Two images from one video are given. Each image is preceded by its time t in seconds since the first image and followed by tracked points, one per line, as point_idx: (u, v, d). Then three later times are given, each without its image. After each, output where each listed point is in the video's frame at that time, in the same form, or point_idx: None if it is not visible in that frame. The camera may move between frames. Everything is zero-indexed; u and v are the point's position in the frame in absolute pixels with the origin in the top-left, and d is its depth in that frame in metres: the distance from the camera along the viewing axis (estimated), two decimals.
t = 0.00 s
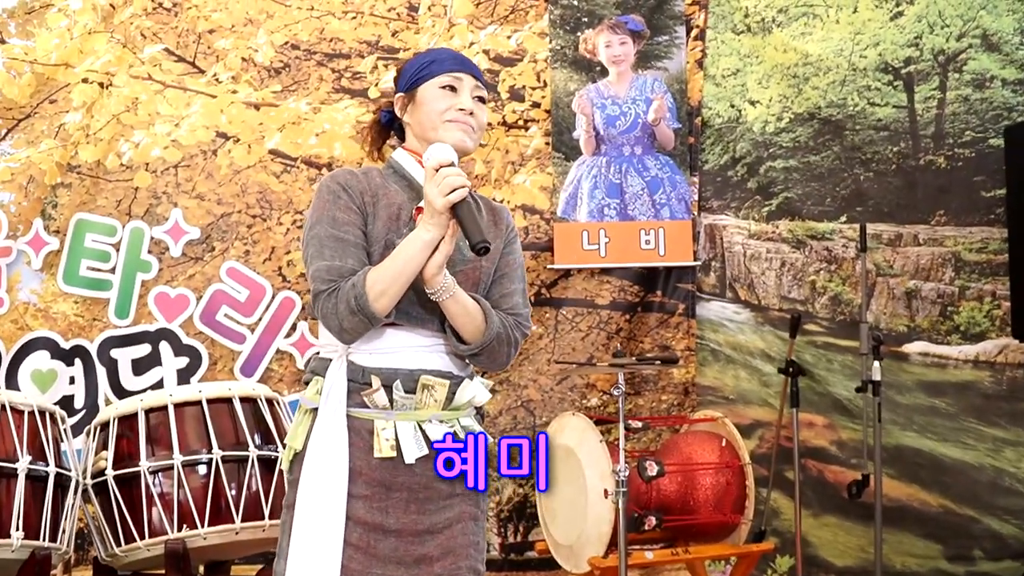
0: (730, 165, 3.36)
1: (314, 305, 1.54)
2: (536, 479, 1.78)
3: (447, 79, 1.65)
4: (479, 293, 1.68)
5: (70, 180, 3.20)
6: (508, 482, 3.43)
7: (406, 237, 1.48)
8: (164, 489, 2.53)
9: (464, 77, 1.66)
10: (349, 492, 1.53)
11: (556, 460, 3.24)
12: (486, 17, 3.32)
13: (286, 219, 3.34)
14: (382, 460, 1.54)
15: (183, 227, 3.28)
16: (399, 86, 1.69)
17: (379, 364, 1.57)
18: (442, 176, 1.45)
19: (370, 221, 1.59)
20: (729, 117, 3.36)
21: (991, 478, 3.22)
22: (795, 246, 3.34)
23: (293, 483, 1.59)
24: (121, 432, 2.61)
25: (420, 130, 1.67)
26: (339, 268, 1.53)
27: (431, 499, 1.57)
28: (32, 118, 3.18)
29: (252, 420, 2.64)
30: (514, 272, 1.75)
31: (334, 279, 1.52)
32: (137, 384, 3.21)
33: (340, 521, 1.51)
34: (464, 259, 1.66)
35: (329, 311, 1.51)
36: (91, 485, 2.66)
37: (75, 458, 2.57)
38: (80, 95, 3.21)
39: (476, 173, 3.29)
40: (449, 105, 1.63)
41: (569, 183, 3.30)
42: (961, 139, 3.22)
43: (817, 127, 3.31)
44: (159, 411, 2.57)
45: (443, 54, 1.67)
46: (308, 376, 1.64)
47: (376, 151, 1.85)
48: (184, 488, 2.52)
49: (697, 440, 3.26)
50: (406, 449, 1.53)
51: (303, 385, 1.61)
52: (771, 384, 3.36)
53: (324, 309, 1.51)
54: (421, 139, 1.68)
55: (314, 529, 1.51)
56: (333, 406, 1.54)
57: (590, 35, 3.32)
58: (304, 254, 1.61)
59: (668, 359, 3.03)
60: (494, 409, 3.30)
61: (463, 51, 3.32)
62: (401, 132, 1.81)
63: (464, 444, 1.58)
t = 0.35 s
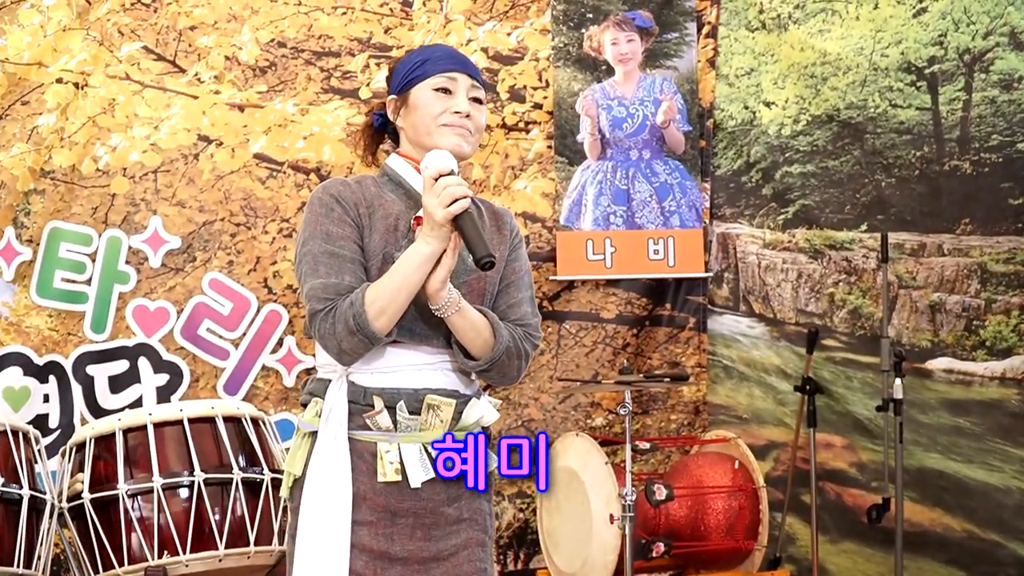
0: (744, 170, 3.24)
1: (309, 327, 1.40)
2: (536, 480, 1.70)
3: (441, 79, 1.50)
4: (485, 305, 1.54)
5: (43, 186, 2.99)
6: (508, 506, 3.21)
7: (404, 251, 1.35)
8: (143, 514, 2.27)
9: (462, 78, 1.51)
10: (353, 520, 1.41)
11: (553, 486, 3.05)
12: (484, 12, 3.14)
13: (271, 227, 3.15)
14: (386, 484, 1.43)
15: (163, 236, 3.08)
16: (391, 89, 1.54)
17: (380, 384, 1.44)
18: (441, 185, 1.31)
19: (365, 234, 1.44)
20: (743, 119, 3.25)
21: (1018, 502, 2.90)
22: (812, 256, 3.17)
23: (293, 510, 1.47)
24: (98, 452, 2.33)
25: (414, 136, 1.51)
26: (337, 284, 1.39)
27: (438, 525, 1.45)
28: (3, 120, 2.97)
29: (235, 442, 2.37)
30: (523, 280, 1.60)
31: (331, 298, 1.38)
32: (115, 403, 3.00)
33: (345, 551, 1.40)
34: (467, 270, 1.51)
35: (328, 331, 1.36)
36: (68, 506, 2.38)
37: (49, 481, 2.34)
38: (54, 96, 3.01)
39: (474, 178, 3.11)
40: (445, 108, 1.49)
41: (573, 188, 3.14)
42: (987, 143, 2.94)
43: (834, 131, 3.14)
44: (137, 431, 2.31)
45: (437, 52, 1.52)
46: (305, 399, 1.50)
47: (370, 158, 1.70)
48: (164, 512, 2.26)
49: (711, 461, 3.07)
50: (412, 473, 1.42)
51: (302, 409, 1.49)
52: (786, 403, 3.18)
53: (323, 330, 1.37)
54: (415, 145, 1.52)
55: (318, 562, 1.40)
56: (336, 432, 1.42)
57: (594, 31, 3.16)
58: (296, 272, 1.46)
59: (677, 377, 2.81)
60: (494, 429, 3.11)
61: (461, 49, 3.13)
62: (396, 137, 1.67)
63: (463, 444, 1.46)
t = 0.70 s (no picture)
0: (742, 177, 3.26)
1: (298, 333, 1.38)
2: (536, 481, 1.68)
3: (409, 82, 1.49)
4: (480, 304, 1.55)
5: (39, 192, 2.98)
6: (505, 512, 3.21)
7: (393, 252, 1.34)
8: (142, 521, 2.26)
9: (433, 82, 1.50)
10: (356, 526, 1.41)
11: (552, 490, 3.04)
12: (482, 18, 3.14)
13: (268, 233, 3.15)
14: (389, 489, 1.42)
15: (160, 241, 3.07)
16: (361, 94, 1.53)
17: (379, 389, 1.43)
18: (433, 187, 1.31)
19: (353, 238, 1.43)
20: (741, 126, 3.26)
21: (1014, 508, 2.90)
22: (809, 262, 3.18)
23: (292, 518, 1.45)
24: (94, 459, 2.32)
25: (391, 143, 1.50)
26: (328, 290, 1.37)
27: (439, 529, 1.45)
28: None
29: (233, 449, 2.36)
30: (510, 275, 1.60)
31: (321, 303, 1.36)
32: (112, 410, 2.99)
33: (349, 558, 1.39)
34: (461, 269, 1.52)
35: (319, 337, 1.35)
36: (64, 514, 2.37)
37: (46, 487, 2.34)
38: (50, 101, 2.99)
39: (471, 185, 3.12)
40: (417, 112, 1.48)
41: (570, 194, 3.14)
42: (983, 150, 2.94)
43: (831, 139, 3.15)
44: (133, 438, 2.31)
45: (406, 53, 1.50)
46: (302, 405, 1.48)
47: (347, 162, 1.67)
48: (162, 519, 2.26)
49: (707, 467, 3.07)
50: (413, 477, 1.41)
51: (298, 415, 1.48)
52: (784, 409, 3.19)
53: (314, 335, 1.35)
54: (392, 150, 1.51)
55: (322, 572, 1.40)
56: (335, 436, 1.41)
57: (592, 38, 3.16)
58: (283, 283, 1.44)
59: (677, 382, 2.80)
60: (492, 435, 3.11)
61: (458, 55, 3.13)
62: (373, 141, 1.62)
63: (463, 443, 1.45)
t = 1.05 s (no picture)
0: (736, 178, 3.24)
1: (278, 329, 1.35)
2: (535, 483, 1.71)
3: (373, 86, 1.48)
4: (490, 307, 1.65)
5: (34, 194, 2.98)
6: (499, 513, 3.21)
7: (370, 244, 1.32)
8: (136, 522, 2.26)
9: (401, 81, 1.49)
10: (339, 528, 1.41)
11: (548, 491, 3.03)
12: (477, 20, 3.14)
13: (263, 235, 3.15)
14: (373, 491, 1.42)
15: (155, 243, 3.07)
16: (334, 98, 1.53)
17: (363, 390, 1.44)
18: (415, 177, 1.32)
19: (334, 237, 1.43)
20: (736, 127, 3.23)
21: (1010, 509, 2.91)
22: (804, 264, 3.18)
23: (276, 520, 1.45)
24: (89, 461, 2.31)
25: (366, 146, 1.50)
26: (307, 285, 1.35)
27: (423, 530, 1.44)
28: None
29: (227, 451, 2.36)
30: (502, 280, 1.66)
31: (300, 297, 1.34)
32: (107, 411, 2.99)
33: (332, 560, 1.39)
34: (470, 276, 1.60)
35: (298, 329, 1.31)
36: (58, 515, 2.37)
37: (42, 489, 2.33)
38: (46, 103, 3.00)
39: (466, 186, 3.14)
40: (382, 117, 1.47)
41: (565, 196, 3.15)
42: (979, 152, 2.97)
43: (826, 141, 3.15)
44: (129, 439, 2.30)
45: (368, 55, 1.49)
46: (285, 406, 1.49)
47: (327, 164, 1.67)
48: (156, 520, 2.26)
49: (703, 469, 3.07)
50: (397, 478, 1.41)
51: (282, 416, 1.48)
52: (778, 411, 3.19)
53: (292, 327, 1.32)
54: (367, 152, 1.50)
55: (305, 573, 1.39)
56: (319, 439, 1.42)
57: (587, 40, 3.16)
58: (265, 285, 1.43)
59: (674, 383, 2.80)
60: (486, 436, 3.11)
61: (453, 57, 3.13)
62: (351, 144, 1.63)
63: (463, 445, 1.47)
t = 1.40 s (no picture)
0: (733, 178, 3.24)
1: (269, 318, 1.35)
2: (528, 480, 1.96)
3: (357, 86, 1.48)
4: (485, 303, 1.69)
5: (31, 193, 2.98)
6: (496, 513, 3.21)
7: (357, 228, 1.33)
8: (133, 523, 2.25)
9: (384, 78, 1.48)
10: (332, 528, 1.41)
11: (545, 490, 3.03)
12: (473, 20, 3.15)
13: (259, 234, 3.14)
14: (366, 490, 1.42)
15: (151, 243, 3.07)
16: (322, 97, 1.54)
17: (356, 390, 1.44)
18: (398, 158, 1.34)
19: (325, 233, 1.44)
20: (732, 127, 3.23)
21: (1006, 509, 2.91)
22: (801, 263, 3.18)
23: (270, 520, 1.45)
24: (86, 460, 2.31)
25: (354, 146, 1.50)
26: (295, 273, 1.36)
27: (415, 529, 1.45)
28: None
29: (223, 450, 2.36)
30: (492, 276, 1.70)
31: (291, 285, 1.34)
32: (105, 411, 2.99)
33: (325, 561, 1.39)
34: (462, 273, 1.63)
35: (289, 316, 1.31)
36: (55, 515, 2.37)
37: (39, 488, 2.33)
38: (42, 103, 3.00)
39: (462, 186, 3.14)
40: (368, 116, 1.47)
41: (561, 195, 3.15)
42: (975, 151, 2.97)
43: (823, 140, 3.15)
44: (126, 439, 2.30)
45: (353, 55, 1.48)
46: (276, 407, 1.49)
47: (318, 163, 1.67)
48: (153, 520, 2.25)
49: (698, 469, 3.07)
50: (390, 478, 1.41)
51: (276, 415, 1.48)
52: (775, 410, 3.19)
53: (284, 315, 1.32)
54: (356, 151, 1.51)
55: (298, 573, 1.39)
56: (312, 439, 1.41)
57: (583, 39, 3.16)
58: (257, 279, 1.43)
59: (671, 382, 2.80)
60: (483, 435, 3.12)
61: (449, 56, 3.14)
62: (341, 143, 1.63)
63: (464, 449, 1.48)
